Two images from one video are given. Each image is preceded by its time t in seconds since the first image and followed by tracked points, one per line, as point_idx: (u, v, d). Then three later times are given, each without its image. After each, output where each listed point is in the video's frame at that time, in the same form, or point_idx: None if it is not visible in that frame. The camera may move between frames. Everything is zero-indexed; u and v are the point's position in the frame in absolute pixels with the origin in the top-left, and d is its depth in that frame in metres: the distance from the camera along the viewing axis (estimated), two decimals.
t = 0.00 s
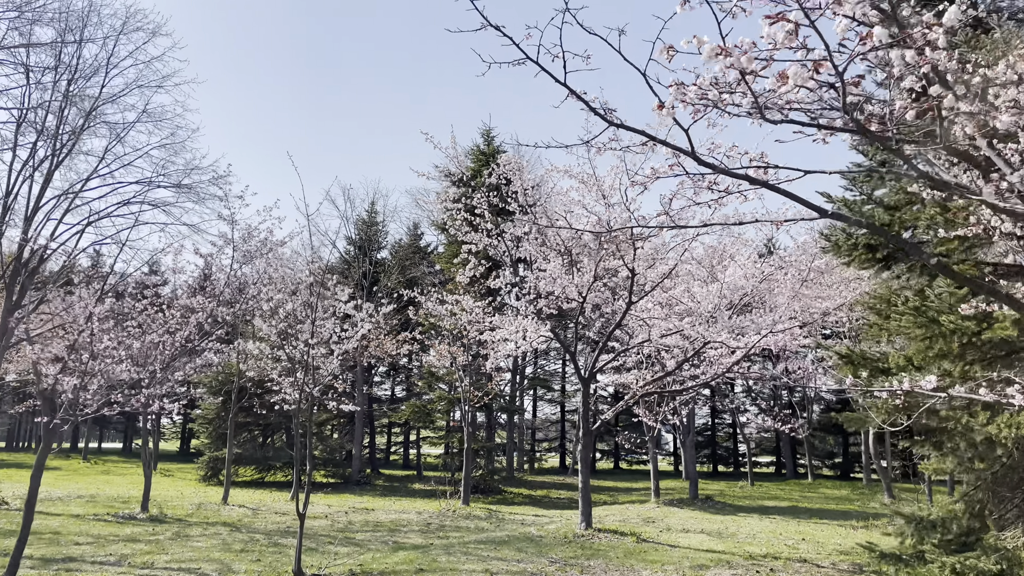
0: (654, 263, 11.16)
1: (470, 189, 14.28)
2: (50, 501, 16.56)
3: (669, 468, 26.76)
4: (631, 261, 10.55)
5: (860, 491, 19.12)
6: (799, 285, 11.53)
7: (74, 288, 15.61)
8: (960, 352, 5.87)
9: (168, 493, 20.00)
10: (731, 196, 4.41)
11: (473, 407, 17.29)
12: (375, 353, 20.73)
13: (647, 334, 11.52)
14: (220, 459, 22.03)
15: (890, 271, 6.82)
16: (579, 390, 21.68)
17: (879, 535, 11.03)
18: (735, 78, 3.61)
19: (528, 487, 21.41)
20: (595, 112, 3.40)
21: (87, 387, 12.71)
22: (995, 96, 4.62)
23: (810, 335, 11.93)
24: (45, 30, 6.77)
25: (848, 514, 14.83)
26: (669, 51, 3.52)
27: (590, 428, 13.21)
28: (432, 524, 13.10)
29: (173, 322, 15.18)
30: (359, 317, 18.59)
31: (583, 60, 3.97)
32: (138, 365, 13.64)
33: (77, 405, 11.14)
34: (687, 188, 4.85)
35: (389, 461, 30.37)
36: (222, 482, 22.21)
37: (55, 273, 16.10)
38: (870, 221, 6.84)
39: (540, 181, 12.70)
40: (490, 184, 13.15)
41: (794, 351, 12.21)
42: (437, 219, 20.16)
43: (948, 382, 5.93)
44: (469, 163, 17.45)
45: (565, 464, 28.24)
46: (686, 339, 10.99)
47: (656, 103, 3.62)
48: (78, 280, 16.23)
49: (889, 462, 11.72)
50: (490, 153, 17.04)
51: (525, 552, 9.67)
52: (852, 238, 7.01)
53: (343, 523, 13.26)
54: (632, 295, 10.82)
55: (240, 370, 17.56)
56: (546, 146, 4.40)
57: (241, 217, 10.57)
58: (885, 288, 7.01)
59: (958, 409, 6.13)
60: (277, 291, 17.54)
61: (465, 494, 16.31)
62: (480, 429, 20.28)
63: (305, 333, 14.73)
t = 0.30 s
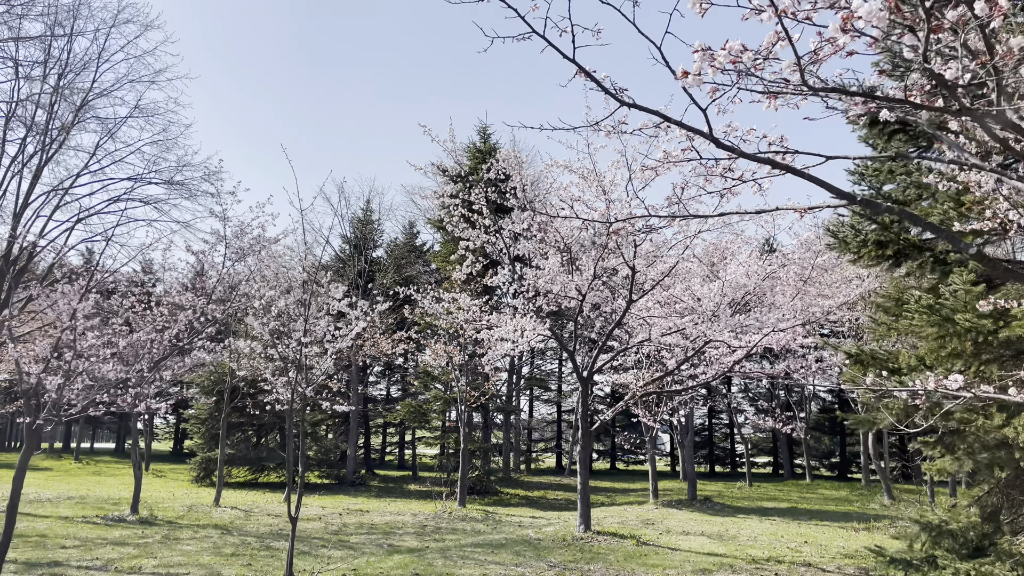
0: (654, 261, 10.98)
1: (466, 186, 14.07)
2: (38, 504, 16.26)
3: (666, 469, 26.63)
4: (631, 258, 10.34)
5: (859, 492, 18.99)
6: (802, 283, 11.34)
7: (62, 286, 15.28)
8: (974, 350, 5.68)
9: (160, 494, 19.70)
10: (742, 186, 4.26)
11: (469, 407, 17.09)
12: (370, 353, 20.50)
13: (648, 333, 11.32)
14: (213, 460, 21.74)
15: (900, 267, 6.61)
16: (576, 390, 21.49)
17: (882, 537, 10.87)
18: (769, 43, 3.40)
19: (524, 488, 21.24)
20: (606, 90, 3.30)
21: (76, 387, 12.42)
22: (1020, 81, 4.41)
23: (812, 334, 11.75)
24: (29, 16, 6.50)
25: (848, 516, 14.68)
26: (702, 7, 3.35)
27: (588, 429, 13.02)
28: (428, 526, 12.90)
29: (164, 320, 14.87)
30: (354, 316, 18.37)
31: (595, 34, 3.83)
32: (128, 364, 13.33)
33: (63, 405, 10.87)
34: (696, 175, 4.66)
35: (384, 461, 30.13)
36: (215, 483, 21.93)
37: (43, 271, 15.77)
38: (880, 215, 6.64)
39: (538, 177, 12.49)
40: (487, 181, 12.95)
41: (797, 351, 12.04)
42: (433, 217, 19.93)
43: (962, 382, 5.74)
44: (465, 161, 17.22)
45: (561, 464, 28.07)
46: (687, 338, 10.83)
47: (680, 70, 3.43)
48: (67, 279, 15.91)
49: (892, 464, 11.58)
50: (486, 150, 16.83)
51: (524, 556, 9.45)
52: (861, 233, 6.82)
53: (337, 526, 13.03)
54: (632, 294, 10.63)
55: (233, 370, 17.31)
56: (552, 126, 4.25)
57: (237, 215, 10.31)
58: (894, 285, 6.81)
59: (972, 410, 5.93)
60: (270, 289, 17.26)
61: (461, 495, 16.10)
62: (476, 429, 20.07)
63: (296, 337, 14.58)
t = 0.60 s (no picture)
0: (646, 257, 10.81)
1: (455, 182, 13.84)
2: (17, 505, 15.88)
3: (656, 469, 26.53)
4: (622, 255, 10.15)
5: (850, 492, 18.95)
6: (794, 281, 11.20)
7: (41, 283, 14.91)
8: (976, 347, 5.52)
9: (142, 495, 19.32)
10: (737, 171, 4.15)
11: (458, 407, 16.87)
12: (358, 352, 20.23)
13: (639, 331, 11.14)
14: (197, 460, 21.39)
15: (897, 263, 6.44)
16: (566, 389, 21.32)
17: (875, 537, 10.76)
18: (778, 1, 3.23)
19: (514, 488, 21.04)
20: (599, 64, 3.25)
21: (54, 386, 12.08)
22: None
23: (804, 332, 11.63)
24: None
25: (840, 516, 14.58)
26: None
27: (579, 428, 12.84)
28: (415, 527, 12.66)
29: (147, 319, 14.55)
30: (342, 315, 18.09)
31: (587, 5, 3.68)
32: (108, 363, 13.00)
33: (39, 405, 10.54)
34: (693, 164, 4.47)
35: (373, 462, 29.84)
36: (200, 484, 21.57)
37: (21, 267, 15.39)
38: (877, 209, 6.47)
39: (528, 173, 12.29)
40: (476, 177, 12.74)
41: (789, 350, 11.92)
42: (422, 215, 19.68)
43: (962, 379, 5.59)
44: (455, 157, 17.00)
45: (552, 464, 27.90)
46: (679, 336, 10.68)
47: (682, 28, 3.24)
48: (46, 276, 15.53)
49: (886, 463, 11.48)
50: (476, 147, 16.62)
51: (512, 558, 9.25)
52: (857, 228, 6.64)
53: (323, 527, 12.77)
54: (623, 291, 10.45)
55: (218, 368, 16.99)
56: (541, 105, 4.14)
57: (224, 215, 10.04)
58: (891, 282, 6.66)
59: (972, 409, 5.78)
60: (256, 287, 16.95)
61: (449, 495, 15.88)
62: (466, 429, 19.83)
63: (272, 323, 14.08)
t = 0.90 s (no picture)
0: (638, 254, 10.61)
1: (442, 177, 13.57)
2: None
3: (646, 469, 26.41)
4: (614, 252, 9.92)
5: (840, 492, 18.87)
6: (788, 280, 11.05)
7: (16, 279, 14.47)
8: (978, 344, 5.40)
9: (122, 497, 18.89)
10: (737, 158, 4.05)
11: (446, 406, 16.62)
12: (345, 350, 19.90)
13: (631, 330, 10.98)
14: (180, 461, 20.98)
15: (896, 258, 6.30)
16: (555, 389, 21.11)
17: (867, 540, 10.62)
18: None
19: (502, 489, 20.81)
20: (594, 34, 3.17)
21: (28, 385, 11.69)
22: None
23: (797, 331, 11.50)
24: None
25: (831, 517, 14.47)
26: None
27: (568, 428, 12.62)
28: (401, 530, 12.40)
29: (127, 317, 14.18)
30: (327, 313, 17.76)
31: None
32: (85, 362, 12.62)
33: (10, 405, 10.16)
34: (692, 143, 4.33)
35: (360, 462, 29.50)
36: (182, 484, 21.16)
37: None
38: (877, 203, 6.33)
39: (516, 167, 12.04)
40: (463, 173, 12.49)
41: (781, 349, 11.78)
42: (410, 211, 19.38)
43: (963, 378, 5.42)
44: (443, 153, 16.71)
45: (541, 465, 27.70)
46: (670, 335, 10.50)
47: None
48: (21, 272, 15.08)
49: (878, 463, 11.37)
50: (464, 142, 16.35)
51: (500, 562, 9.01)
52: (856, 222, 6.48)
53: (306, 530, 12.47)
54: (614, 288, 10.26)
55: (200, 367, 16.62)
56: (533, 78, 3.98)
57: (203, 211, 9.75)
58: (890, 278, 6.52)
59: (974, 408, 5.65)
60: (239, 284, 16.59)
61: (437, 497, 15.60)
62: (454, 429, 19.57)
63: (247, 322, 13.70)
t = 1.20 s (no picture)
0: (637, 251, 10.46)
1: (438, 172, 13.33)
2: None
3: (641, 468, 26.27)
4: (613, 247, 9.69)
5: (838, 493, 18.76)
6: (789, 277, 10.95)
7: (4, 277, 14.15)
8: (992, 341, 5.30)
9: (110, 497, 18.54)
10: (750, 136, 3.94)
11: (441, 406, 16.42)
12: (338, 349, 19.65)
13: (630, 328, 10.84)
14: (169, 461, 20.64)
15: (907, 251, 6.27)
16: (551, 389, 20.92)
17: (870, 542, 10.51)
18: None
19: (497, 490, 20.59)
20: None
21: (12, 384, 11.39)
22: None
23: (798, 329, 11.39)
24: None
25: (830, 518, 14.34)
26: None
27: (566, 428, 12.44)
28: (395, 531, 12.18)
29: (117, 315, 13.90)
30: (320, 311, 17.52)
31: None
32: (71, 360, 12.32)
33: None
34: (705, 118, 4.19)
35: (353, 462, 29.26)
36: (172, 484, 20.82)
37: None
38: (887, 194, 6.39)
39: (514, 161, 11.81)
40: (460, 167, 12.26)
41: (781, 348, 11.68)
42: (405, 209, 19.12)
43: (979, 376, 5.24)
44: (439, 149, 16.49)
45: (536, 465, 27.52)
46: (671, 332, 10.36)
47: None
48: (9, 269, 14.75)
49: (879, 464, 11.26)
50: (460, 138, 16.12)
51: (496, 564, 8.81)
52: (865, 215, 6.57)
53: (298, 532, 12.21)
54: (614, 285, 10.11)
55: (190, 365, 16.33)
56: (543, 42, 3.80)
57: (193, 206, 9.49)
58: (899, 273, 6.43)
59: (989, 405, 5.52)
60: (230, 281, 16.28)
61: (431, 498, 15.37)
62: (449, 429, 19.34)
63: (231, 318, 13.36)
